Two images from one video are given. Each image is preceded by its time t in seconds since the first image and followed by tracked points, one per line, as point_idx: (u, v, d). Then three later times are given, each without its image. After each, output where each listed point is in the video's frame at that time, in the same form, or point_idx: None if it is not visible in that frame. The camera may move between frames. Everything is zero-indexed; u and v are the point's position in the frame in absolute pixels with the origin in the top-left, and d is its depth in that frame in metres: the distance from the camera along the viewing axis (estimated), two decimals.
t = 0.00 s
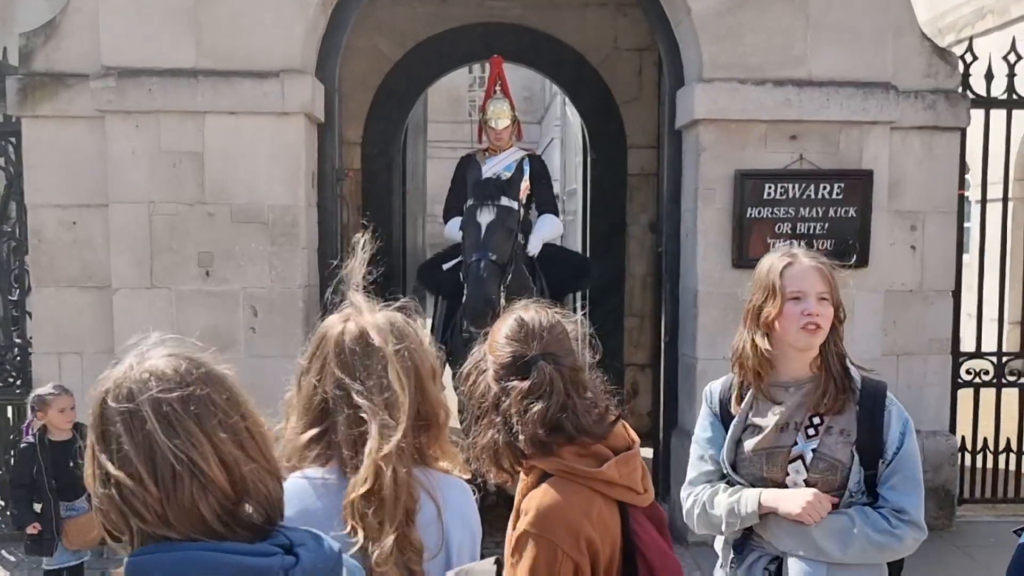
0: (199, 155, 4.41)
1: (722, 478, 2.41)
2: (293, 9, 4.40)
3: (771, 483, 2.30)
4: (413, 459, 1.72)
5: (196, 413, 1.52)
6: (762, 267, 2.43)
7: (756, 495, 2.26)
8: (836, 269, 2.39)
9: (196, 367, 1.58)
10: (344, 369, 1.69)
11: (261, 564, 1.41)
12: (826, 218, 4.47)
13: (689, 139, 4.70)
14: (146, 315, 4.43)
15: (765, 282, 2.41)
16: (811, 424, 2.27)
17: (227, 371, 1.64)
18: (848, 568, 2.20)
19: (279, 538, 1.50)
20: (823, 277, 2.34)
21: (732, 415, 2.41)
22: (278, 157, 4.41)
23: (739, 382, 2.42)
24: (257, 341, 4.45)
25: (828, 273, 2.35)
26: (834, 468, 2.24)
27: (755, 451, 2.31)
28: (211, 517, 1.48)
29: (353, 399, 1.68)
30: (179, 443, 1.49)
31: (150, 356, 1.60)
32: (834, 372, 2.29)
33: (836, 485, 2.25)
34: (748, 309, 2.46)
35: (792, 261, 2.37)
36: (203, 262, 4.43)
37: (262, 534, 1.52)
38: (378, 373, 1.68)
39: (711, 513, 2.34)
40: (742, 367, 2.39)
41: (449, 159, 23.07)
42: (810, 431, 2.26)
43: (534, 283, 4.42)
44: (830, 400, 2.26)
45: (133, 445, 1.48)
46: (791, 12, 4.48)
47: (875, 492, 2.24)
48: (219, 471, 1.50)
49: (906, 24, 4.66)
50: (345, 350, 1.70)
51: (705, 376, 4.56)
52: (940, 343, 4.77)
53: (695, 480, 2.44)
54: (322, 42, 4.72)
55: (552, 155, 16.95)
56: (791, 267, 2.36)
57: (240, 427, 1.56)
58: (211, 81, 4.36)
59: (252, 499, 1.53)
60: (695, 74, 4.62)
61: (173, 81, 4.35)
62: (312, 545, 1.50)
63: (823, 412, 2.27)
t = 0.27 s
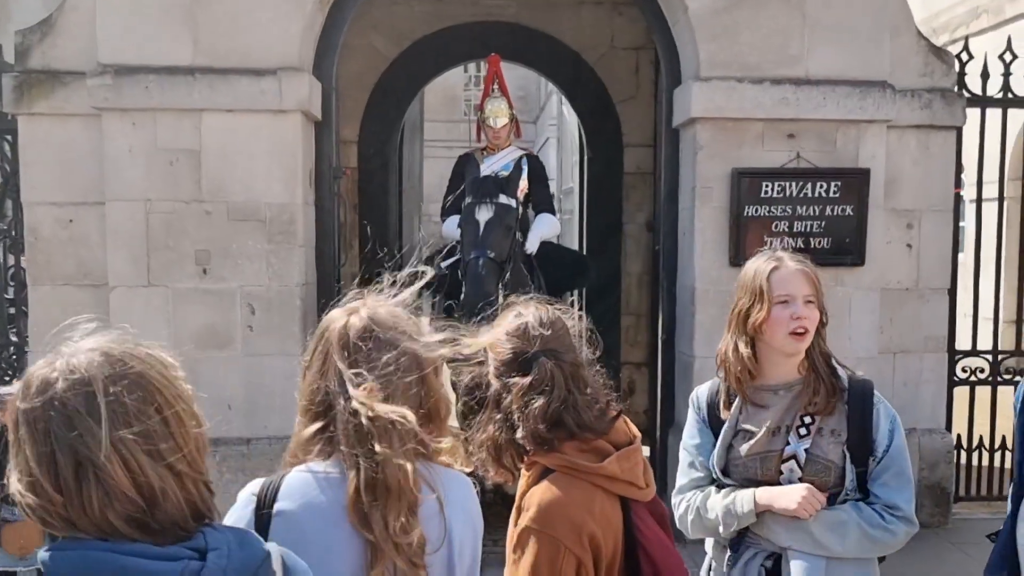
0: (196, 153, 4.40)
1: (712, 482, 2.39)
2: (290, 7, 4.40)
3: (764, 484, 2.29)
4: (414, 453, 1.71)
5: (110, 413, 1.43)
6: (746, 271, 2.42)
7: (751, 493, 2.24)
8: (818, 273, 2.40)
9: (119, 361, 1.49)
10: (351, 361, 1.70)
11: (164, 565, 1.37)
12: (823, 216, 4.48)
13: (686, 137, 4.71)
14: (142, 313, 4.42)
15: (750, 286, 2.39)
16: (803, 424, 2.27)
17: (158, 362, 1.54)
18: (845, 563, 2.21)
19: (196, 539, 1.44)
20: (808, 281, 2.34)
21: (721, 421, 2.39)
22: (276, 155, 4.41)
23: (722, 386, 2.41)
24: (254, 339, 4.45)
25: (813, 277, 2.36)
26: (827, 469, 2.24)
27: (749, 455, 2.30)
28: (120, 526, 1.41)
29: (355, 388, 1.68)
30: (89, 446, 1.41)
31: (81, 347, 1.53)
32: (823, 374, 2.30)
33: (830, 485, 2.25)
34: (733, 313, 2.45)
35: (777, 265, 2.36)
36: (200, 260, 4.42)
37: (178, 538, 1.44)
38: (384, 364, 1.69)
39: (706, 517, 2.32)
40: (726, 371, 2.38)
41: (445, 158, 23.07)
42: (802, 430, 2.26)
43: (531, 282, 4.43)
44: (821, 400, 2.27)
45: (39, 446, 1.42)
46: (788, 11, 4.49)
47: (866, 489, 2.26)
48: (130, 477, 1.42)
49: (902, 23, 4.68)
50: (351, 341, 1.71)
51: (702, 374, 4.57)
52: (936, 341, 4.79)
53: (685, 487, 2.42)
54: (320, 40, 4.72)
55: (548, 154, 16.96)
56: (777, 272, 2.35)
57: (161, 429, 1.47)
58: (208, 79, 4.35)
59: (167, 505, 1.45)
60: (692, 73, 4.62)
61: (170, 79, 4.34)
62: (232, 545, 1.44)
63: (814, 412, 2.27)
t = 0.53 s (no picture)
0: (195, 151, 4.42)
1: (715, 472, 2.41)
2: (289, 6, 4.41)
3: (771, 474, 2.33)
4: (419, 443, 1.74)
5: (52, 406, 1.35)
6: (746, 267, 2.44)
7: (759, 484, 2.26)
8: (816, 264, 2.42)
9: (68, 351, 1.39)
10: (354, 351, 1.72)
11: (96, 559, 1.29)
12: (818, 214, 4.51)
13: (683, 135, 4.73)
14: (140, 311, 4.43)
15: (750, 283, 2.41)
16: (810, 413, 2.29)
17: (116, 350, 1.43)
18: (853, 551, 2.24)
19: (137, 533, 1.35)
20: (806, 273, 2.36)
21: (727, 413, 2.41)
22: (274, 154, 4.42)
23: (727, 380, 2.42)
24: (252, 337, 4.47)
25: (811, 269, 2.38)
26: (833, 456, 2.27)
27: (757, 442, 2.32)
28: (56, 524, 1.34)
29: (358, 377, 1.70)
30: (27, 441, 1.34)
31: (45, 331, 1.46)
32: (828, 365, 2.33)
33: (836, 473, 2.28)
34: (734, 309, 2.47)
35: (774, 261, 2.38)
36: (198, 258, 4.43)
37: (118, 535, 1.36)
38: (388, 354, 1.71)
39: (711, 506, 2.32)
40: (731, 367, 2.39)
41: (441, 158, 23.08)
42: (809, 419, 2.29)
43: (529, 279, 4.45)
44: (828, 388, 2.30)
45: None
46: (784, 10, 4.52)
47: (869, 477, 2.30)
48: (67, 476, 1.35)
49: (897, 23, 4.71)
50: (355, 332, 1.73)
51: (699, 371, 4.60)
52: (930, 338, 4.82)
53: (688, 476, 2.43)
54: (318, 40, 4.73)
55: (544, 154, 16.97)
56: (776, 267, 2.37)
57: (104, 425, 1.37)
58: (207, 77, 4.37)
59: (105, 506, 1.36)
60: (688, 72, 4.65)
61: (169, 77, 4.35)
62: (172, 540, 1.34)
63: (821, 401, 2.29)
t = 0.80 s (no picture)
0: (193, 150, 4.44)
1: (721, 469, 2.42)
2: (287, 6, 4.43)
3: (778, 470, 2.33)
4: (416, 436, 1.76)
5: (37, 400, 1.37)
6: (750, 262, 2.46)
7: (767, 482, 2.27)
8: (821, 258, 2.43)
9: (61, 346, 1.41)
10: (354, 343, 1.74)
11: (61, 552, 1.29)
12: (814, 213, 4.54)
13: (679, 134, 4.76)
14: (139, 309, 4.45)
15: (754, 277, 2.43)
16: (818, 411, 2.31)
17: (109, 346, 1.44)
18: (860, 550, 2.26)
19: (108, 528, 1.35)
20: (810, 268, 2.38)
21: (735, 409, 2.42)
22: (273, 153, 4.44)
23: (733, 375, 2.45)
24: (251, 335, 4.49)
25: (815, 264, 2.39)
26: (842, 453, 2.29)
27: (767, 439, 2.33)
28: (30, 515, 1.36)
29: (356, 369, 1.73)
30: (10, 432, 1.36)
31: (42, 323, 1.48)
32: (836, 362, 2.35)
33: (843, 471, 2.30)
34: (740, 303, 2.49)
35: (776, 256, 2.40)
36: (196, 256, 4.45)
37: (93, 528, 1.36)
38: (387, 346, 1.73)
39: (719, 503, 2.33)
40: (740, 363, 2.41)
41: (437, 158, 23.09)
42: (818, 417, 2.30)
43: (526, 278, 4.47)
44: (835, 385, 2.32)
45: None
46: (779, 10, 4.54)
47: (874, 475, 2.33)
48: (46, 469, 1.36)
49: (891, 23, 4.74)
50: (355, 325, 1.75)
51: (695, 369, 4.62)
52: (925, 336, 4.85)
53: (694, 475, 2.43)
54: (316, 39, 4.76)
55: (540, 154, 17.00)
56: (779, 262, 2.38)
57: (87, 422, 1.38)
58: (205, 77, 4.39)
59: (80, 502, 1.36)
60: (684, 71, 4.68)
61: (167, 76, 4.37)
62: (143, 536, 1.35)
63: (829, 399, 2.32)
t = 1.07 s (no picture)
0: (191, 149, 4.44)
1: (720, 468, 2.42)
2: (284, 5, 4.44)
3: (777, 470, 2.33)
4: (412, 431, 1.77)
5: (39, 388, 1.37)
6: (756, 259, 2.48)
7: (766, 485, 2.27)
8: (826, 257, 2.42)
9: (63, 336, 1.41)
10: (348, 338, 1.74)
11: (47, 552, 1.29)
12: (811, 211, 4.55)
13: (677, 133, 4.77)
14: (137, 308, 4.45)
15: (760, 274, 2.45)
16: (819, 411, 2.31)
17: (109, 341, 1.45)
18: (861, 552, 2.27)
19: (96, 527, 1.35)
20: (814, 266, 2.38)
21: (736, 405, 2.41)
22: (270, 151, 4.44)
23: (733, 370, 2.47)
24: (248, 334, 4.49)
25: (819, 262, 2.39)
26: (843, 454, 2.29)
27: (767, 439, 2.33)
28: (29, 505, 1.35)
29: (350, 364, 1.73)
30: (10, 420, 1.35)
31: (43, 317, 1.48)
32: (840, 360, 2.35)
33: (843, 471, 2.30)
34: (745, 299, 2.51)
35: (779, 254, 2.41)
36: (195, 255, 4.46)
37: (86, 525, 1.36)
38: (381, 341, 1.74)
39: (718, 503, 2.34)
40: (744, 361, 2.41)
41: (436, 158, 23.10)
42: (819, 417, 2.30)
43: (524, 277, 4.48)
44: (836, 386, 2.32)
45: None
46: (776, 9, 4.55)
47: (876, 477, 2.33)
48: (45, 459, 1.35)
49: (888, 22, 4.75)
50: (350, 320, 1.76)
51: (692, 367, 4.63)
52: (922, 335, 4.86)
53: (693, 473, 2.44)
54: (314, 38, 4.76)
55: (539, 154, 17.00)
56: (778, 260, 2.40)
57: (89, 412, 1.38)
58: (203, 76, 4.39)
59: (80, 492, 1.36)
60: (682, 70, 4.68)
61: (165, 75, 4.37)
62: (129, 536, 1.34)
63: (831, 400, 2.31)
